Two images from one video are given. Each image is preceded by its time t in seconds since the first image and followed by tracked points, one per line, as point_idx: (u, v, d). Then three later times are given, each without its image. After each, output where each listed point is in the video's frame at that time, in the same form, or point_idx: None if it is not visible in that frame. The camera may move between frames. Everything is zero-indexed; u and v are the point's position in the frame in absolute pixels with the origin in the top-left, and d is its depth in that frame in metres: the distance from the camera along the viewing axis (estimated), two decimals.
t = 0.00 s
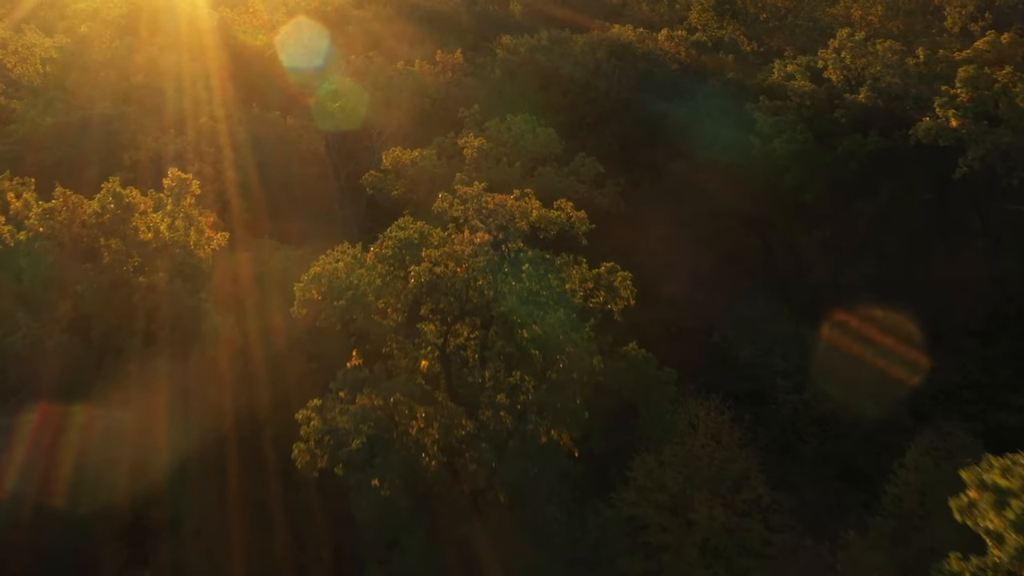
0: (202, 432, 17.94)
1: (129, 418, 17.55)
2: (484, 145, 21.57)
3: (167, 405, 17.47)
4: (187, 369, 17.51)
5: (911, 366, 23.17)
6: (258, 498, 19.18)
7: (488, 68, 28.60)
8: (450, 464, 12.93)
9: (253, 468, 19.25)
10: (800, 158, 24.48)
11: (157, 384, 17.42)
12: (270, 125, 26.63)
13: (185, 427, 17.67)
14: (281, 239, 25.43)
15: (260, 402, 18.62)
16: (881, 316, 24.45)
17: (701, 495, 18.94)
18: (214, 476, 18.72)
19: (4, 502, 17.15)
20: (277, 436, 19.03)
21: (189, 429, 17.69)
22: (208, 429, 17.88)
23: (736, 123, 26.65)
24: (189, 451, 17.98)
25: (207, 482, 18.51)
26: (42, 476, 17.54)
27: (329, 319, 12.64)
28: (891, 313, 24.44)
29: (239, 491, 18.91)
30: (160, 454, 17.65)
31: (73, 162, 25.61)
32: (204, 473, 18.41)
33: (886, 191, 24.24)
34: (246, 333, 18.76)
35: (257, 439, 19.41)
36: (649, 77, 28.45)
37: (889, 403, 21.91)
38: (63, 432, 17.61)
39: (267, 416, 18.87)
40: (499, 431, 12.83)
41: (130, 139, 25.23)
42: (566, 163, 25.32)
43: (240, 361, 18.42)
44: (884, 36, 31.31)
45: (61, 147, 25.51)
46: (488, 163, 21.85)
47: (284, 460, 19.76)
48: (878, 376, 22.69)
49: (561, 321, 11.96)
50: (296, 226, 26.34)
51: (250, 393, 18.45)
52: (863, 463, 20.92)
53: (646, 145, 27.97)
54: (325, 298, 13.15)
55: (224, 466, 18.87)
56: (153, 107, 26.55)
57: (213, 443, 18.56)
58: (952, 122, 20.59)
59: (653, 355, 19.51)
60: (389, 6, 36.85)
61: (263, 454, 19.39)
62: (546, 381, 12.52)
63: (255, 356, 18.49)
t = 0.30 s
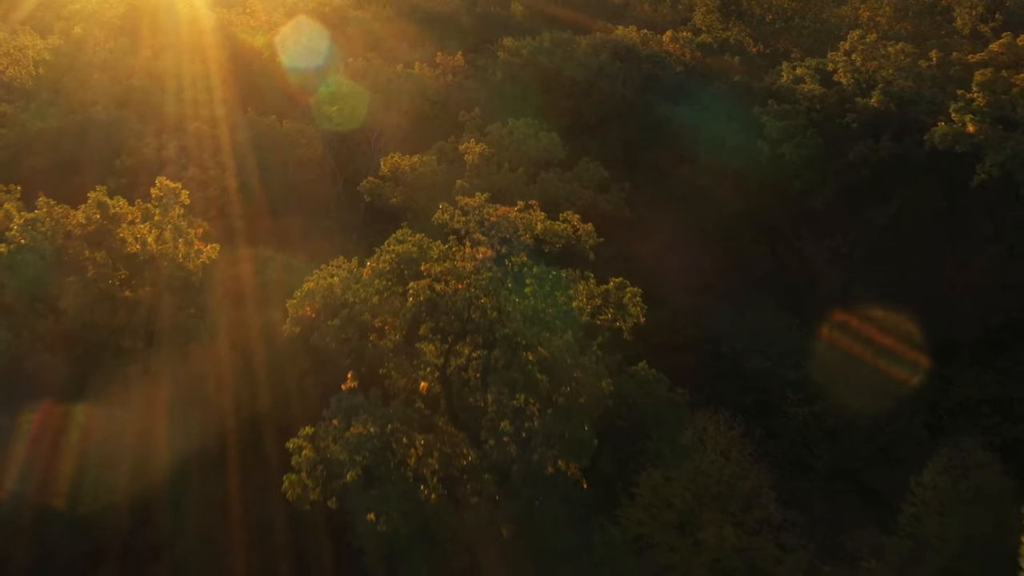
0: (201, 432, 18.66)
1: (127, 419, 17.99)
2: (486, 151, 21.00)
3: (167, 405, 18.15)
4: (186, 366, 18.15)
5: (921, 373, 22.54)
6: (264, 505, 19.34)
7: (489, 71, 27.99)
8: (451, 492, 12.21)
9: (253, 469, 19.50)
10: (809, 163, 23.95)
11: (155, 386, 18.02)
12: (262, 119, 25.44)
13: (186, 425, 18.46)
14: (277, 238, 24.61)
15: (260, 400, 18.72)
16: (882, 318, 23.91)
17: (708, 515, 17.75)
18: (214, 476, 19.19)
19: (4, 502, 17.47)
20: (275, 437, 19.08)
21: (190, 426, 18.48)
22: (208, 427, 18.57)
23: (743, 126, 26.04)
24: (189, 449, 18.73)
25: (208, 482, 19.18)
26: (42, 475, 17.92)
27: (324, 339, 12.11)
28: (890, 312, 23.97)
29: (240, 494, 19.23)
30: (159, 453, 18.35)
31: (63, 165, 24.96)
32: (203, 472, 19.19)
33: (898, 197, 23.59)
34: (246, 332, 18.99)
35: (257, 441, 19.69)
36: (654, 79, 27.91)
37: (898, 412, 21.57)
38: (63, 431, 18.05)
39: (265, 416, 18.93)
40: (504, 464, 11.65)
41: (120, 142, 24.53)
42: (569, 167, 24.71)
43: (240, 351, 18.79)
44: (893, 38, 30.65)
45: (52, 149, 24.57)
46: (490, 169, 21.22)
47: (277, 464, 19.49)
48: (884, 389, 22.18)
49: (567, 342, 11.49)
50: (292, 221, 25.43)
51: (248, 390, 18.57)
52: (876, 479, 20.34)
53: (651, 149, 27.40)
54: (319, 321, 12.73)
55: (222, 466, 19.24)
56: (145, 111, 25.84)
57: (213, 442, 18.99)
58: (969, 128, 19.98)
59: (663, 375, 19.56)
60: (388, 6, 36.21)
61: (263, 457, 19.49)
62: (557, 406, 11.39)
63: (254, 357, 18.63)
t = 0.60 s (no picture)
0: (201, 431, 18.40)
1: (128, 419, 17.07)
2: (487, 157, 20.36)
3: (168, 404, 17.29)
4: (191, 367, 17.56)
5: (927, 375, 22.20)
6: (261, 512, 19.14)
7: (491, 72, 27.37)
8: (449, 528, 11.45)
9: (253, 467, 19.49)
10: (819, 169, 23.27)
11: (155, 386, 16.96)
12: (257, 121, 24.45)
13: (188, 424, 18.02)
14: (276, 240, 24.02)
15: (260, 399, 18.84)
16: (882, 318, 23.68)
17: (722, 532, 17.19)
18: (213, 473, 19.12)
19: (4, 502, 16.60)
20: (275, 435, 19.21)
21: (192, 422, 18.03)
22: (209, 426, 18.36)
23: (750, 130, 25.45)
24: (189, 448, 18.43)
25: (208, 480, 19.11)
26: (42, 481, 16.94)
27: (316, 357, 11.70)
28: (890, 312, 23.65)
29: (241, 493, 19.21)
30: (159, 454, 17.79)
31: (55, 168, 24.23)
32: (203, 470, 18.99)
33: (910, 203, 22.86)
34: (246, 338, 18.54)
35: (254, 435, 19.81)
36: (658, 81, 27.45)
37: (900, 412, 21.32)
38: (64, 434, 16.96)
39: (266, 415, 19.15)
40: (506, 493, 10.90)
41: (113, 147, 23.82)
42: (573, 172, 24.05)
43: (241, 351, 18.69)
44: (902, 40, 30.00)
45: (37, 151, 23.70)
46: (492, 175, 20.58)
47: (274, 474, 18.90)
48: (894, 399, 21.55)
49: (573, 365, 10.80)
50: (288, 227, 24.66)
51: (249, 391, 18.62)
52: (890, 495, 19.67)
53: (657, 153, 26.74)
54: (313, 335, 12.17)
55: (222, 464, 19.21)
56: (140, 113, 24.93)
57: (213, 440, 18.92)
58: (988, 132, 19.30)
59: (676, 398, 17.80)
60: (388, 6, 35.61)
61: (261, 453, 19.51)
62: (564, 434, 10.58)
63: (255, 356, 18.62)
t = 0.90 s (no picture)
0: (201, 433, 18.67)
1: (128, 420, 17.85)
2: (489, 163, 19.77)
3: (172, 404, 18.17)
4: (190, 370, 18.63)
5: (925, 376, 21.76)
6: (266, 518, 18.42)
7: (492, 74, 26.78)
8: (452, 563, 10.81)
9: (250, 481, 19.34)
10: (830, 175, 22.70)
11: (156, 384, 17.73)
12: (253, 126, 24.38)
13: (187, 422, 18.43)
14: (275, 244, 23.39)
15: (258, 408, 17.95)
16: (879, 317, 23.12)
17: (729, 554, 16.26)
18: (214, 472, 18.98)
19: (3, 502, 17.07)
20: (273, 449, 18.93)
21: (189, 419, 18.46)
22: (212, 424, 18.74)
23: (759, 133, 24.74)
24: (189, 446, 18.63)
25: (209, 479, 18.98)
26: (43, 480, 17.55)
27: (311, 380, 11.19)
28: (889, 312, 23.04)
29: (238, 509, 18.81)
30: (158, 453, 18.16)
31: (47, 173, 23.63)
32: (203, 470, 18.95)
33: (927, 209, 22.35)
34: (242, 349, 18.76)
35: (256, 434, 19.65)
36: (663, 83, 26.84)
37: (901, 412, 20.88)
38: (63, 433, 17.66)
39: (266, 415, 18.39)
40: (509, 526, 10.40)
41: (107, 153, 23.65)
42: (577, 178, 23.44)
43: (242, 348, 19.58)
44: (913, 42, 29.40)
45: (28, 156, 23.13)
46: (495, 182, 19.99)
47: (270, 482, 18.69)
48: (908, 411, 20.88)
49: (583, 391, 10.15)
50: (285, 235, 24.46)
51: (251, 392, 18.40)
52: (902, 511, 19.18)
53: (662, 156, 26.14)
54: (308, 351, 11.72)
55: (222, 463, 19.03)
56: (133, 120, 24.79)
57: (214, 439, 18.90)
58: (1006, 138, 18.70)
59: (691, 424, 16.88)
60: (388, 6, 35.00)
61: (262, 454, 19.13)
62: (571, 463, 9.76)
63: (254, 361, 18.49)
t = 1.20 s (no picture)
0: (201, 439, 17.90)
1: (128, 422, 16.97)
2: (493, 170, 19.21)
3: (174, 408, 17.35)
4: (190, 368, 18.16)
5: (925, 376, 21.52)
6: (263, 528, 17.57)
7: (493, 76, 26.19)
8: None
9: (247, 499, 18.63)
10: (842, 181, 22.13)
11: (153, 386, 16.80)
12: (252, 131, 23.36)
13: (192, 421, 17.53)
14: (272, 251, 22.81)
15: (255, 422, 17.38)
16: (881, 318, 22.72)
17: None
18: (214, 476, 18.09)
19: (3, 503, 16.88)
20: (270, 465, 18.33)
21: (190, 427, 17.48)
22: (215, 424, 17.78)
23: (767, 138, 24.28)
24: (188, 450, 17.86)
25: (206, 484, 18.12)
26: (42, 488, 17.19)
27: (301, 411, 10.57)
28: (889, 312, 22.73)
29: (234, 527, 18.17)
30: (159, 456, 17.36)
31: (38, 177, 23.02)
32: (205, 473, 18.20)
33: (939, 216, 21.79)
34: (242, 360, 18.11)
35: (256, 432, 18.74)
36: (668, 85, 26.18)
37: (915, 425, 20.30)
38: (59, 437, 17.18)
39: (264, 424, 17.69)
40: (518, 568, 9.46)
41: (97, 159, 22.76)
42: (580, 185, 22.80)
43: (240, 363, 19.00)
44: (924, 43, 28.82)
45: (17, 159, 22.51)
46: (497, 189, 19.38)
47: (264, 498, 18.02)
48: (924, 427, 20.22)
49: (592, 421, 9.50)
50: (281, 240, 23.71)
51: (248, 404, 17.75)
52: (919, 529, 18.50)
53: (668, 163, 25.43)
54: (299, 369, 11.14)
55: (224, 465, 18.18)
56: (124, 124, 24.01)
57: (215, 442, 18.09)
58: None
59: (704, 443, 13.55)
60: (388, 6, 34.42)
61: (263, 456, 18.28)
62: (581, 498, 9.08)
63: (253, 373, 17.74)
